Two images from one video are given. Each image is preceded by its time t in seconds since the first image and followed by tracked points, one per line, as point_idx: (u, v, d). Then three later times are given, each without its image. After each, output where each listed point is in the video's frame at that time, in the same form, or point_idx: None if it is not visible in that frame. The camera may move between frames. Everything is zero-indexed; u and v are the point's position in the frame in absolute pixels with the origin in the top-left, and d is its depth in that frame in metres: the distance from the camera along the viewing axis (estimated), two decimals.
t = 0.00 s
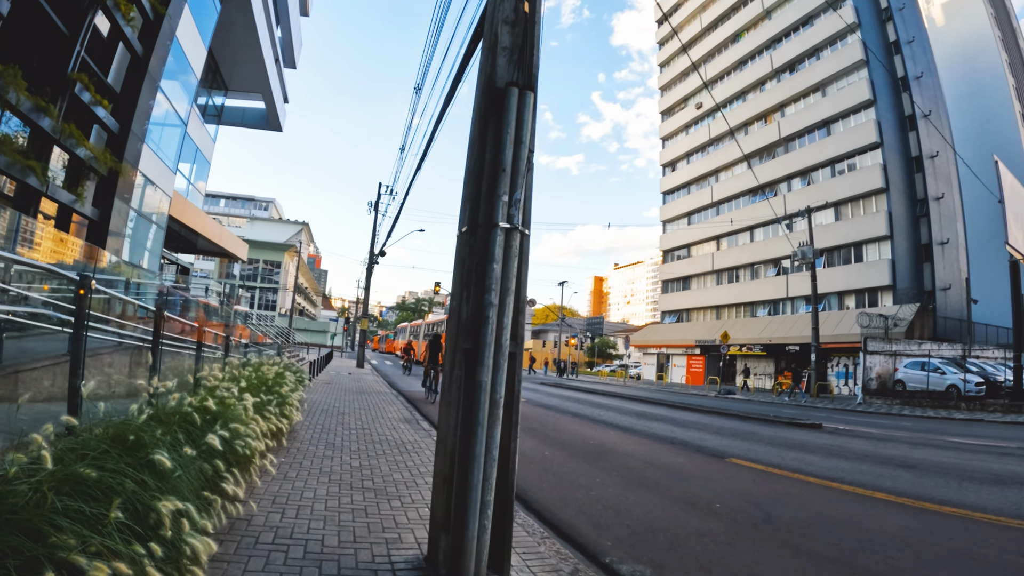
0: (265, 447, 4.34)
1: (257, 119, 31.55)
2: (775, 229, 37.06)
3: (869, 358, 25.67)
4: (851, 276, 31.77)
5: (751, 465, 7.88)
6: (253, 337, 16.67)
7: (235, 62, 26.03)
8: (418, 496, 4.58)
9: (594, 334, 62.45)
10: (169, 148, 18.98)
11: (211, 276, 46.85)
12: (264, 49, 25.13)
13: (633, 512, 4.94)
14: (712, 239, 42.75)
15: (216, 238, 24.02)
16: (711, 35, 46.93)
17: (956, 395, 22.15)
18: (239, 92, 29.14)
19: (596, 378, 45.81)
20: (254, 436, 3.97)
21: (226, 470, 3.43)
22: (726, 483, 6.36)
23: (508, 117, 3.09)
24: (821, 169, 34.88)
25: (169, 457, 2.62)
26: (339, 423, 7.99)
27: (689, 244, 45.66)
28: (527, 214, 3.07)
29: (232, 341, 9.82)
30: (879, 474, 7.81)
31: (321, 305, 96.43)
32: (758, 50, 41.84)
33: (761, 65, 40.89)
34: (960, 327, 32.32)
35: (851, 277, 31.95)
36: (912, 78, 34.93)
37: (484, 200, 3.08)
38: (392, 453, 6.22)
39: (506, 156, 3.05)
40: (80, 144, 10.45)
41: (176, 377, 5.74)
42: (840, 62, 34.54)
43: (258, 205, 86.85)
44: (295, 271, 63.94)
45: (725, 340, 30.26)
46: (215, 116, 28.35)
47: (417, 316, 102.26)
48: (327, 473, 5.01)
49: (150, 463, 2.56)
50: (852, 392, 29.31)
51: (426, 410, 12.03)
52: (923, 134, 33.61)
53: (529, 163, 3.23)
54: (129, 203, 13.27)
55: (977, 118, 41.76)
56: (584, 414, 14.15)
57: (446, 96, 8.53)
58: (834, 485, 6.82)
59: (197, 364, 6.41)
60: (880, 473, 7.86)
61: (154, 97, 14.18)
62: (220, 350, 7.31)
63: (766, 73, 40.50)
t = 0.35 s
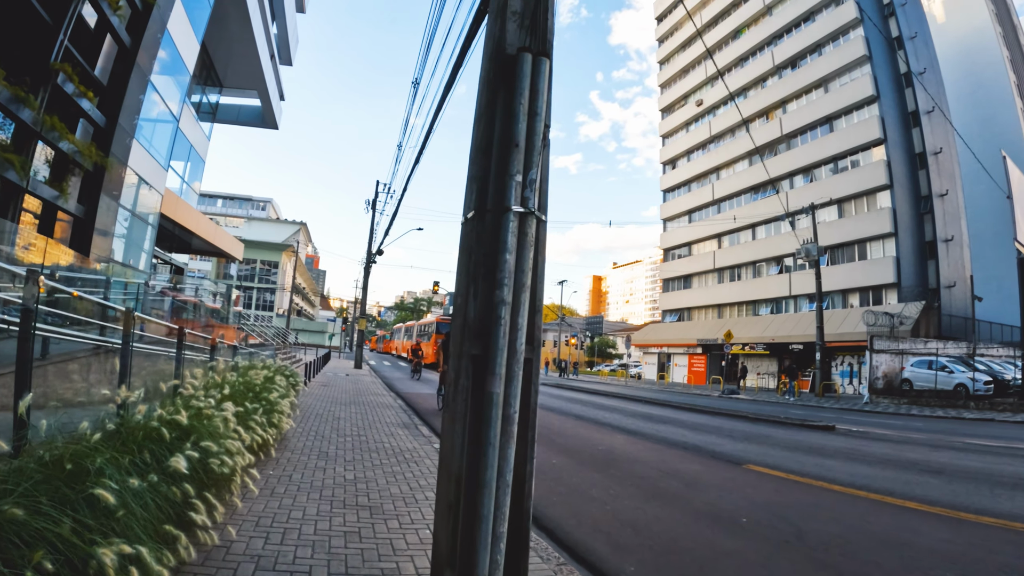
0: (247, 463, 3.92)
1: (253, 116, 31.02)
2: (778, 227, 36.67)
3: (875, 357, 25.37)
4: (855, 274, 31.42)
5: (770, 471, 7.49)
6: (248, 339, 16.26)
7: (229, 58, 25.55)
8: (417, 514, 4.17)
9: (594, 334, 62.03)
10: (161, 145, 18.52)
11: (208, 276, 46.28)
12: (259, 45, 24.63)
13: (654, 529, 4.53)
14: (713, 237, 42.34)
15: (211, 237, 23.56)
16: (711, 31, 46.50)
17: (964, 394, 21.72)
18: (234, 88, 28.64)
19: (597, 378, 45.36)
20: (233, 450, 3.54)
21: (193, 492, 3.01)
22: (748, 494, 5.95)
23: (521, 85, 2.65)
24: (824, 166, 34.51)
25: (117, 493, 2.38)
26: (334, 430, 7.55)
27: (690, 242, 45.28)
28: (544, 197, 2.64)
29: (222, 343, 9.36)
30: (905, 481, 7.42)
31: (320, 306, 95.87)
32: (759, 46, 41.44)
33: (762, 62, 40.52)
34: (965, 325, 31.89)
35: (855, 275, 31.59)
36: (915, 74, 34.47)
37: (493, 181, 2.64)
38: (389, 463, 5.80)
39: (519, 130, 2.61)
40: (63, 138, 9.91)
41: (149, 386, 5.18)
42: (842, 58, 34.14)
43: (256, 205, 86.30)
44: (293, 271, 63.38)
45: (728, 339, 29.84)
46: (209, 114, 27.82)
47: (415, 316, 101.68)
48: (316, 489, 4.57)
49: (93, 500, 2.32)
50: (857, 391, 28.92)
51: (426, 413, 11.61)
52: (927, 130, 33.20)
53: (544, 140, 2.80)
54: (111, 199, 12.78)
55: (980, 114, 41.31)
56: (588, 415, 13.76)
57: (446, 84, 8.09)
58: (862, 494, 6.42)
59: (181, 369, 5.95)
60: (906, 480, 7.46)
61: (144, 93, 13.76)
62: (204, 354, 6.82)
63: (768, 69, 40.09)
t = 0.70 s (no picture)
0: (232, 482, 3.45)
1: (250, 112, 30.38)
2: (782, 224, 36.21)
3: (884, 356, 25.20)
4: (860, 272, 31.01)
5: (797, 477, 7.06)
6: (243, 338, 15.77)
7: (225, 53, 25.05)
8: (426, 537, 3.70)
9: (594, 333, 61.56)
10: (155, 140, 18.00)
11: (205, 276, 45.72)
12: (256, 39, 24.12)
13: (692, 549, 4.09)
14: (716, 235, 41.88)
15: (207, 235, 23.04)
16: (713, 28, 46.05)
17: (975, 394, 21.06)
18: (230, 84, 28.11)
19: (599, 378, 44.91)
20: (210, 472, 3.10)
21: (156, 530, 2.57)
22: (783, 505, 5.51)
23: (561, 32, 2.17)
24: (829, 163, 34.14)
25: (49, 546, 2.00)
26: (331, 436, 7.05)
27: (692, 240, 44.81)
28: (588, 169, 2.18)
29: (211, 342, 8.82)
30: (942, 487, 6.98)
31: (318, 305, 95.29)
32: (762, 43, 41.00)
33: (765, 58, 40.11)
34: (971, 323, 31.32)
35: (861, 273, 31.16)
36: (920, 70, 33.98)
37: (527, 148, 2.17)
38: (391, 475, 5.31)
39: (559, 87, 2.14)
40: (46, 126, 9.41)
41: (125, 392, 4.67)
42: (847, 54, 33.68)
43: (254, 204, 85.71)
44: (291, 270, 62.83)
45: (732, 338, 29.41)
46: (205, 109, 27.27)
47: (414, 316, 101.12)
48: (312, 508, 4.09)
49: (18, 556, 1.93)
50: (863, 391, 28.49)
51: (428, 415, 11.13)
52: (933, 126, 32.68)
53: (586, 103, 2.33)
54: (99, 192, 12.29)
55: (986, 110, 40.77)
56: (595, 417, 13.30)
57: (452, 68, 7.59)
58: (902, 503, 5.99)
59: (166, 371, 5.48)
60: (942, 486, 7.03)
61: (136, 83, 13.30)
62: (193, 352, 6.32)
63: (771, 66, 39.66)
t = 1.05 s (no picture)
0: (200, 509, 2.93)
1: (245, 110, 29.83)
2: (785, 224, 35.80)
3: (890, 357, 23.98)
4: (865, 272, 30.62)
5: (828, 485, 6.58)
6: (236, 339, 15.23)
7: (219, 49, 24.51)
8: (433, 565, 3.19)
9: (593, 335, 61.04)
10: (146, 135, 17.44)
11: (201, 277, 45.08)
12: (251, 34, 23.58)
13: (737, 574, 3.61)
14: (717, 235, 41.46)
15: (200, 234, 22.47)
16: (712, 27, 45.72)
17: (985, 394, 20.73)
18: (224, 80, 27.52)
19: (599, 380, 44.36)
20: (150, 520, 2.61)
21: None
22: (824, 519, 5.04)
23: None
24: (832, 161, 33.79)
25: None
26: (324, 444, 6.52)
27: (693, 240, 44.37)
28: (651, 113, 1.68)
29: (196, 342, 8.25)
30: (982, 494, 6.53)
31: (314, 307, 94.48)
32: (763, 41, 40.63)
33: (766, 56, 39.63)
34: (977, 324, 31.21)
35: (865, 273, 30.77)
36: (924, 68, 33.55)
37: (573, 83, 1.63)
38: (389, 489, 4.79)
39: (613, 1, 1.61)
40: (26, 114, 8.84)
41: (77, 398, 4.04)
42: (850, 51, 33.29)
43: (250, 206, 84.97)
44: (287, 272, 62.01)
45: (736, 339, 28.89)
46: (199, 106, 26.66)
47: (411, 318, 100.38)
48: (300, 531, 3.57)
49: None
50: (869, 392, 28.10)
51: (429, 419, 10.61)
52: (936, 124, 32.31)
53: (644, 34, 1.82)
54: (85, 186, 11.95)
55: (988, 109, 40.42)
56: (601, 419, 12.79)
57: (457, 50, 7.07)
58: (948, 513, 5.54)
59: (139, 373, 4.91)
60: (982, 492, 6.58)
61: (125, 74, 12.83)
62: (173, 347, 5.71)
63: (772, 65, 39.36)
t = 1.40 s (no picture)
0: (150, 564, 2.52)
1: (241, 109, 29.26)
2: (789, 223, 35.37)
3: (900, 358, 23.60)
4: (872, 272, 30.22)
5: (864, 496, 6.19)
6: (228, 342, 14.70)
7: (214, 46, 23.97)
8: None
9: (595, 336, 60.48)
10: (137, 132, 16.90)
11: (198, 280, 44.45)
12: (245, 30, 23.03)
13: None
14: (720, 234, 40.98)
15: (194, 234, 21.87)
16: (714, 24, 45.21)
17: (998, 395, 20.27)
18: (219, 77, 26.94)
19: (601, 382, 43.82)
20: None
21: None
22: (872, 538, 4.58)
23: None
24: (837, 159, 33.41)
25: None
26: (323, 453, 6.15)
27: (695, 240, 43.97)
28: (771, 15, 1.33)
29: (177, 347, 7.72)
30: None
31: (313, 309, 93.79)
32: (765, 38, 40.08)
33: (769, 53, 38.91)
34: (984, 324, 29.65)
35: (872, 273, 30.36)
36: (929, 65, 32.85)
37: None
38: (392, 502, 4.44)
39: None
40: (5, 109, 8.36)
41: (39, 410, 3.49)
42: (855, 48, 32.86)
43: (248, 208, 84.30)
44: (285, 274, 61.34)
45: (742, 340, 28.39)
46: (193, 104, 26.09)
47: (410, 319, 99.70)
48: (317, 560, 3.23)
49: None
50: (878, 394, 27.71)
51: (432, 425, 10.12)
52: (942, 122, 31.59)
53: None
54: (70, 183, 11.77)
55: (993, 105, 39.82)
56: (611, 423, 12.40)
57: (462, 32, 6.60)
58: (1003, 528, 5.07)
59: (116, 381, 4.37)
60: None
61: (111, 66, 12.42)
62: (149, 351, 5.13)
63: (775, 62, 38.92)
